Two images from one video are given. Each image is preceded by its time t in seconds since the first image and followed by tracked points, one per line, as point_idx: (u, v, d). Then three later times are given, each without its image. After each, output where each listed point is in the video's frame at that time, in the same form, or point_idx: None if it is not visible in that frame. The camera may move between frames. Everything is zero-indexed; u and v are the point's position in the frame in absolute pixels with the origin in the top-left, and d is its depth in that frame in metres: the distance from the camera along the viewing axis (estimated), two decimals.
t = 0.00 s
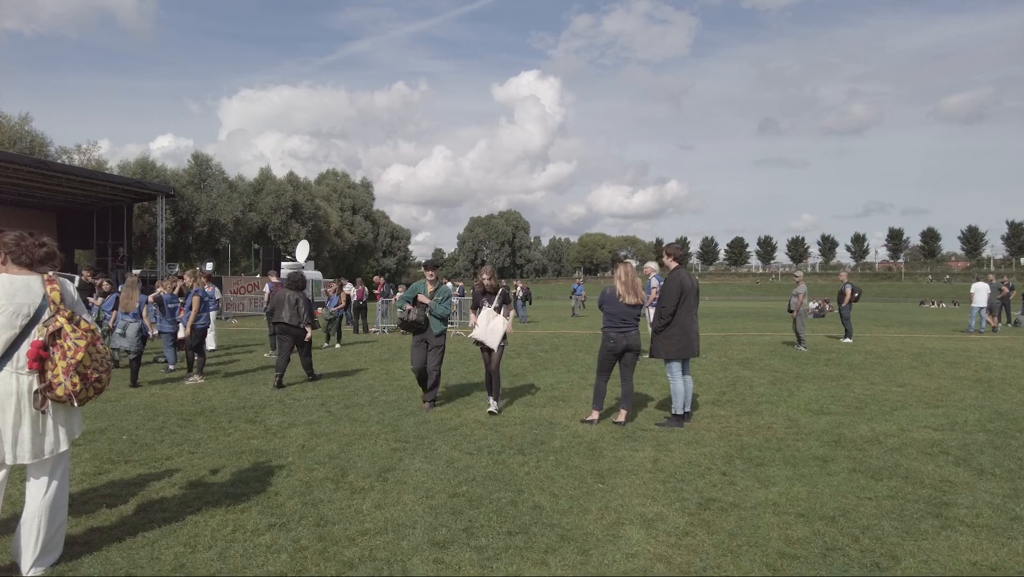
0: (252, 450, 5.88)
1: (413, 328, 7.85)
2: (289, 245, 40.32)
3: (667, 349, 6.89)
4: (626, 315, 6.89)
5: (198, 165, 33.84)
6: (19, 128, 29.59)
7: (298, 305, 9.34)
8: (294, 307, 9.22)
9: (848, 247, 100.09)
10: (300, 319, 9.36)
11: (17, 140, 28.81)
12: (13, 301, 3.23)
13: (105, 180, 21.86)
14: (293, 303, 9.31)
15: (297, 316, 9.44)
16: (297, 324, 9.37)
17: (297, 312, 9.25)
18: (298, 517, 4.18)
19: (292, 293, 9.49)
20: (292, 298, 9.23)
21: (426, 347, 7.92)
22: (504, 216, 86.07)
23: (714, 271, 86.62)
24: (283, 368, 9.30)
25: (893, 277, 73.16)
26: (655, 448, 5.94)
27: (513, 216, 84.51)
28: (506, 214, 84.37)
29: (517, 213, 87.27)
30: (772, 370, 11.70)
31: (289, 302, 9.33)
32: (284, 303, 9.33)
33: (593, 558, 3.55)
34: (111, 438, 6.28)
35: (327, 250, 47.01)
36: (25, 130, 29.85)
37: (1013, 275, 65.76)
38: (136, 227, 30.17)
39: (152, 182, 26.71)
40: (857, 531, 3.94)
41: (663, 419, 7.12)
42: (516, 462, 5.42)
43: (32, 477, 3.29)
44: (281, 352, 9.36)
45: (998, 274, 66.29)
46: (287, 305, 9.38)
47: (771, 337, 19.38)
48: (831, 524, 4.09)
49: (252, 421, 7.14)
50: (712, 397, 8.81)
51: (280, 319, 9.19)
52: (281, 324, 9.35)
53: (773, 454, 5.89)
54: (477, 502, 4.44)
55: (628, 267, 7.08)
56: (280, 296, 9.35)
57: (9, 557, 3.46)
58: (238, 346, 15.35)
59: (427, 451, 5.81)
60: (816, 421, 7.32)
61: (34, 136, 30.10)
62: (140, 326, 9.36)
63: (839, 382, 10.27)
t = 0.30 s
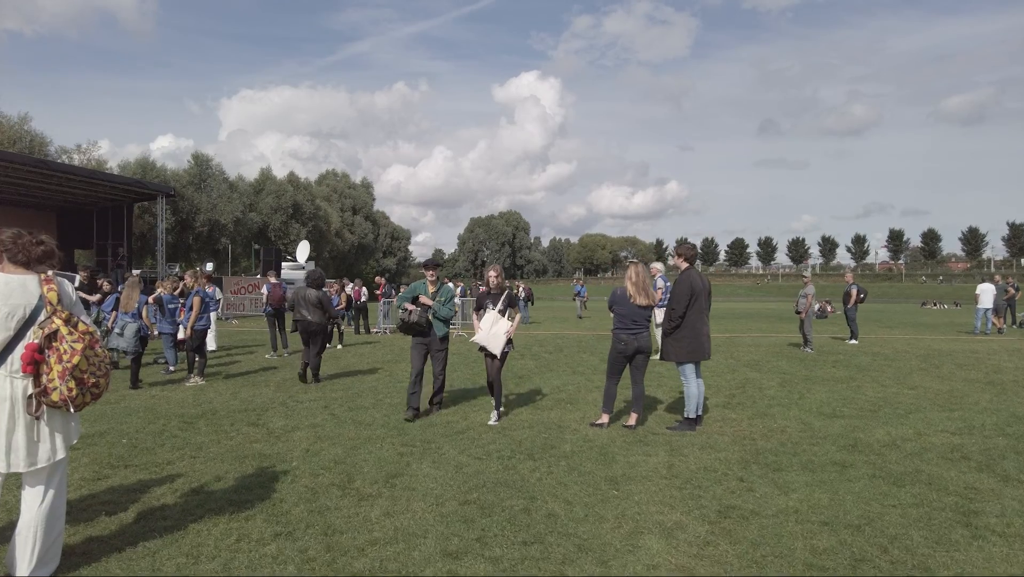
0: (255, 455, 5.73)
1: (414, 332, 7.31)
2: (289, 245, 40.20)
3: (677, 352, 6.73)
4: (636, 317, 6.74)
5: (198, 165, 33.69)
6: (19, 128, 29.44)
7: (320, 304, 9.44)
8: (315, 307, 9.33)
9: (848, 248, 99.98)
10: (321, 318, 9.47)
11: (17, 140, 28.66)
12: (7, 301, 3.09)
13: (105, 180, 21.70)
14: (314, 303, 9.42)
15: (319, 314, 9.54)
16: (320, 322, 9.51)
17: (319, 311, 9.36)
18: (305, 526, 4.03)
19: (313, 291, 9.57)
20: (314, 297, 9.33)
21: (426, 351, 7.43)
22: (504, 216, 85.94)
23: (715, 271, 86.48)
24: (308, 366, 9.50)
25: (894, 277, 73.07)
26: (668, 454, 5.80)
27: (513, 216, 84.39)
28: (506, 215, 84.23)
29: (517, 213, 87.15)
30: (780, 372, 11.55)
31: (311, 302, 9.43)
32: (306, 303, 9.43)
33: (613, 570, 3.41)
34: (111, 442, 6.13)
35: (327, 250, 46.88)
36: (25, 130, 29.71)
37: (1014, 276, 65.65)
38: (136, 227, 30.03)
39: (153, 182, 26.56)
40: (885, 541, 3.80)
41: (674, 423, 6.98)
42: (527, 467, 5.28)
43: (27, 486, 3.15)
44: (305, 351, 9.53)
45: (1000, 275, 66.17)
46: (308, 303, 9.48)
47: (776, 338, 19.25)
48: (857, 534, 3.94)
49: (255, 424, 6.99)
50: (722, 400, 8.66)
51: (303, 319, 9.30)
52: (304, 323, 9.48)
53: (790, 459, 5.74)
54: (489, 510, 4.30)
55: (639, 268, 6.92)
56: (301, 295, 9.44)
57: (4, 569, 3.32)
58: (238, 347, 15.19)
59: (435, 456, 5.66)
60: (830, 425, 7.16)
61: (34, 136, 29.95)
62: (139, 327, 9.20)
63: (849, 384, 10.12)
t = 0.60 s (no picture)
0: (255, 461, 5.55)
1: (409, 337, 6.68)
2: (289, 245, 40.03)
3: (689, 354, 6.54)
4: (647, 318, 6.58)
5: (198, 164, 33.49)
6: (18, 128, 29.26)
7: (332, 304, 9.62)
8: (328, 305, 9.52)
9: (849, 248, 99.86)
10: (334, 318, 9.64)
11: (15, 139, 28.49)
12: None
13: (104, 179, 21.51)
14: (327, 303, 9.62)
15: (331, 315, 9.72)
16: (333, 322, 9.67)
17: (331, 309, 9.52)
18: (308, 538, 3.85)
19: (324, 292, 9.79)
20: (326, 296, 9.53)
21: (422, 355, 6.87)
22: (504, 216, 85.78)
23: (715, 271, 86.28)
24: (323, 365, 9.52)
25: (894, 277, 72.93)
26: (682, 460, 5.62)
27: (513, 216, 84.28)
28: (506, 215, 84.05)
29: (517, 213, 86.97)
30: (788, 374, 11.36)
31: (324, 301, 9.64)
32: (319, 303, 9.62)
33: None
34: (106, 446, 5.96)
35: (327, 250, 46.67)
36: (24, 129, 29.52)
37: (1015, 276, 65.44)
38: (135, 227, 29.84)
39: (152, 181, 26.37)
40: (917, 553, 3.62)
41: (686, 427, 6.80)
42: (538, 474, 5.10)
43: (16, 497, 2.98)
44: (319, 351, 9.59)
45: (1000, 275, 66.03)
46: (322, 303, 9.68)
47: (780, 338, 19.07)
48: (885, 545, 3.76)
49: (255, 428, 6.81)
50: (732, 403, 8.48)
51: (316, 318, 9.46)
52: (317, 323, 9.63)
53: (809, 465, 5.56)
54: (500, 520, 4.12)
55: (650, 268, 6.75)
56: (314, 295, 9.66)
57: None
58: (238, 348, 15.01)
59: (442, 461, 5.49)
60: (845, 428, 6.98)
61: (33, 135, 29.77)
62: (135, 328, 9.00)
63: (860, 386, 9.94)
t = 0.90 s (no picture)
0: (251, 465, 5.38)
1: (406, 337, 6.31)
2: (288, 245, 39.87)
3: (697, 355, 6.36)
4: (655, 317, 6.41)
5: (197, 164, 33.32)
6: (16, 127, 29.10)
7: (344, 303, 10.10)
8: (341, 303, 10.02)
9: (849, 248, 99.65)
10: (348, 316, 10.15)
11: (14, 139, 28.33)
12: None
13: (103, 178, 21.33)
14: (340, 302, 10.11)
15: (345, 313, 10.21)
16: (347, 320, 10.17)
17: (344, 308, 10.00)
18: (305, 548, 3.68)
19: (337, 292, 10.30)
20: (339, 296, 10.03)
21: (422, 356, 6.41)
22: (504, 216, 85.65)
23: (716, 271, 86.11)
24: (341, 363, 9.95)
25: (896, 277, 72.71)
26: (692, 465, 5.46)
27: (513, 216, 84.19)
28: (507, 214, 83.92)
29: (517, 213, 86.83)
30: (795, 374, 11.19)
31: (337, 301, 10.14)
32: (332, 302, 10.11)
33: None
34: (98, 451, 5.78)
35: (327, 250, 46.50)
36: (22, 129, 29.36)
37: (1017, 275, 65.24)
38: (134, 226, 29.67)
39: (151, 181, 26.20)
40: (943, 565, 3.45)
41: (694, 430, 6.63)
42: (543, 479, 4.93)
43: None
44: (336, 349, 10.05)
45: (1001, 274, 65.86)
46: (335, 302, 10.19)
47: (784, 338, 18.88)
48: (910, 557, 3.58)
49: (252, 431, 6.65)
50: (739, 404, 8.31)
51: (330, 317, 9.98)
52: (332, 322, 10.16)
53: (822, 469, 5.39)
54: (506, 529, 3.95)
55: (658, 266, 6.58)
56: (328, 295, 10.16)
57: None
58: (237, 348, 14.84)
59: (444, 466, 5.31)
60: (857, 430, 6.81)
61: (32, 135, 29.63)
62: (130, 328, 8.82)
63: (868, 387, 9.76)
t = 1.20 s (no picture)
0: (248, 471, 5.20)
1: (405, 345, 5.91)
2: (288, 245, 39.69)
3: (706, 356, 6.19)
4: (662, 318, 6.25)
5: (196, 164, 33.15)
6: (15, 127, 28.91)
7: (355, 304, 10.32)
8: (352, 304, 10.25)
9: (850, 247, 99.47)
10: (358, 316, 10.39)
11: (12, 139, 28.14)
12: None
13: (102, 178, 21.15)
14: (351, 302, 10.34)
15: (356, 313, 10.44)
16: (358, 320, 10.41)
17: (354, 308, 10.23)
18: (303, 561, 3.50)
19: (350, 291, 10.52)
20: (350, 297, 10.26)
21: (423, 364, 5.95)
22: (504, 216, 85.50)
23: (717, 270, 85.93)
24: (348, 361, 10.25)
25: (896, 276, 72.52)
26: (703, 470, 5.29)
27: (513, 215, 84.07)
28: (507, 214, 83.76)
29: (518, 213, 86.69)
30: (802, 375, 11.02)
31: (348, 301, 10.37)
32: (344, 302, 10.35)
33: None
34: (91, 456, 5.61)
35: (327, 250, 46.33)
36: (21, 129, 29.20)
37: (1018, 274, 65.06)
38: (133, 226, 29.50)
39: (150, 181, 26.02)
40: None
41: (703, 433, 6.46)
42: (550, 486, 4.76)
43: None
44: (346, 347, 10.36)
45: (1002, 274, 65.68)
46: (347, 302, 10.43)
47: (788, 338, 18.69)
48: (937, 570, 3.40)
49: (250, 435, 6.49)
50: (747, 407, 8.13)
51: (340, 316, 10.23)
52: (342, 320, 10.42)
53: (837, 474, 5.21)
54: (513, 539, 3.78)
55: (666, 266, 6.41)
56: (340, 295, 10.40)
57: None
58: (236, 349, 14.68)
59: (447, 471, 5.14)
60: (870, 433, 6.64)
61: (30, 135, 29.45)
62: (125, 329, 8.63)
63: (878, 388, 9.58)
